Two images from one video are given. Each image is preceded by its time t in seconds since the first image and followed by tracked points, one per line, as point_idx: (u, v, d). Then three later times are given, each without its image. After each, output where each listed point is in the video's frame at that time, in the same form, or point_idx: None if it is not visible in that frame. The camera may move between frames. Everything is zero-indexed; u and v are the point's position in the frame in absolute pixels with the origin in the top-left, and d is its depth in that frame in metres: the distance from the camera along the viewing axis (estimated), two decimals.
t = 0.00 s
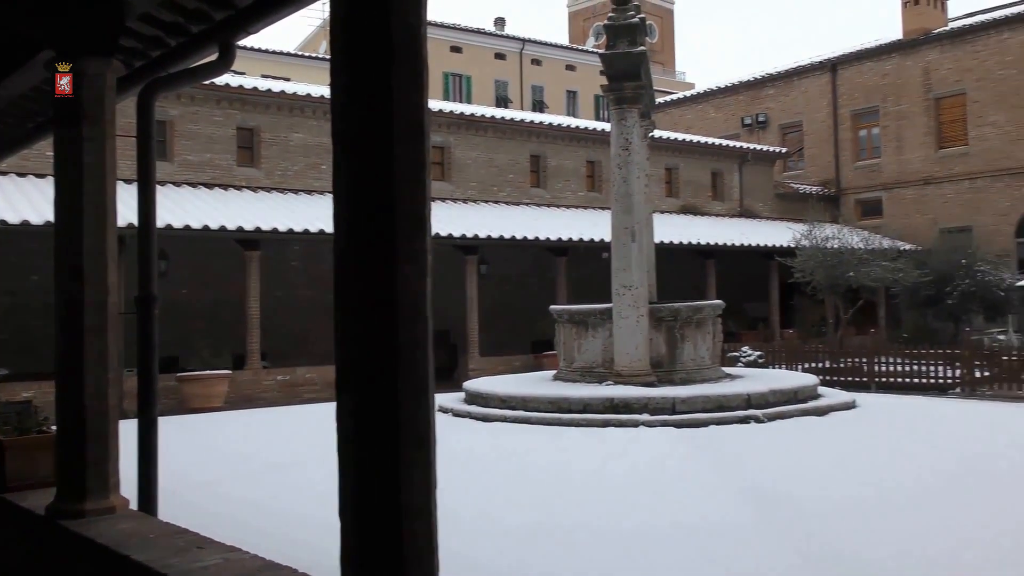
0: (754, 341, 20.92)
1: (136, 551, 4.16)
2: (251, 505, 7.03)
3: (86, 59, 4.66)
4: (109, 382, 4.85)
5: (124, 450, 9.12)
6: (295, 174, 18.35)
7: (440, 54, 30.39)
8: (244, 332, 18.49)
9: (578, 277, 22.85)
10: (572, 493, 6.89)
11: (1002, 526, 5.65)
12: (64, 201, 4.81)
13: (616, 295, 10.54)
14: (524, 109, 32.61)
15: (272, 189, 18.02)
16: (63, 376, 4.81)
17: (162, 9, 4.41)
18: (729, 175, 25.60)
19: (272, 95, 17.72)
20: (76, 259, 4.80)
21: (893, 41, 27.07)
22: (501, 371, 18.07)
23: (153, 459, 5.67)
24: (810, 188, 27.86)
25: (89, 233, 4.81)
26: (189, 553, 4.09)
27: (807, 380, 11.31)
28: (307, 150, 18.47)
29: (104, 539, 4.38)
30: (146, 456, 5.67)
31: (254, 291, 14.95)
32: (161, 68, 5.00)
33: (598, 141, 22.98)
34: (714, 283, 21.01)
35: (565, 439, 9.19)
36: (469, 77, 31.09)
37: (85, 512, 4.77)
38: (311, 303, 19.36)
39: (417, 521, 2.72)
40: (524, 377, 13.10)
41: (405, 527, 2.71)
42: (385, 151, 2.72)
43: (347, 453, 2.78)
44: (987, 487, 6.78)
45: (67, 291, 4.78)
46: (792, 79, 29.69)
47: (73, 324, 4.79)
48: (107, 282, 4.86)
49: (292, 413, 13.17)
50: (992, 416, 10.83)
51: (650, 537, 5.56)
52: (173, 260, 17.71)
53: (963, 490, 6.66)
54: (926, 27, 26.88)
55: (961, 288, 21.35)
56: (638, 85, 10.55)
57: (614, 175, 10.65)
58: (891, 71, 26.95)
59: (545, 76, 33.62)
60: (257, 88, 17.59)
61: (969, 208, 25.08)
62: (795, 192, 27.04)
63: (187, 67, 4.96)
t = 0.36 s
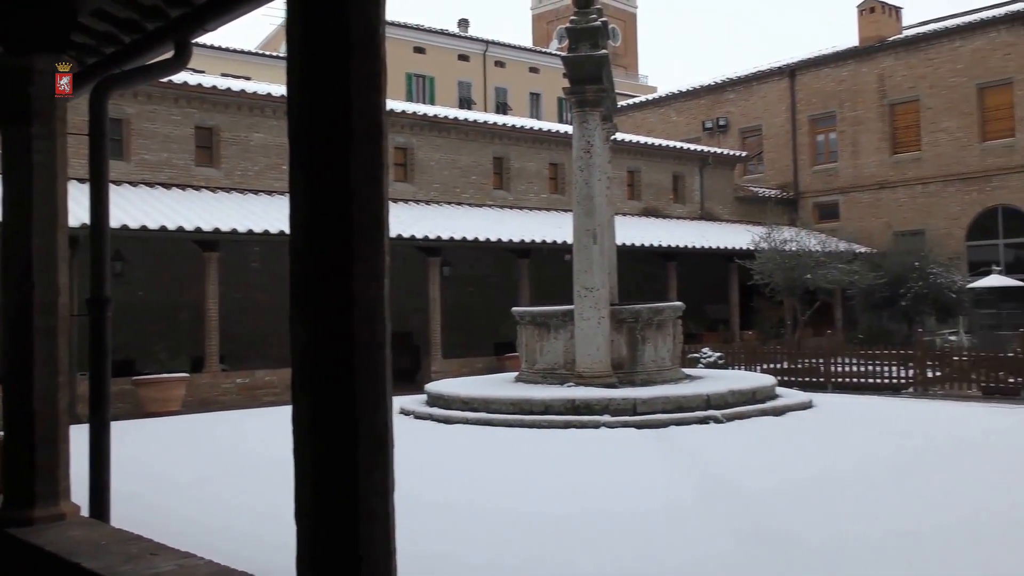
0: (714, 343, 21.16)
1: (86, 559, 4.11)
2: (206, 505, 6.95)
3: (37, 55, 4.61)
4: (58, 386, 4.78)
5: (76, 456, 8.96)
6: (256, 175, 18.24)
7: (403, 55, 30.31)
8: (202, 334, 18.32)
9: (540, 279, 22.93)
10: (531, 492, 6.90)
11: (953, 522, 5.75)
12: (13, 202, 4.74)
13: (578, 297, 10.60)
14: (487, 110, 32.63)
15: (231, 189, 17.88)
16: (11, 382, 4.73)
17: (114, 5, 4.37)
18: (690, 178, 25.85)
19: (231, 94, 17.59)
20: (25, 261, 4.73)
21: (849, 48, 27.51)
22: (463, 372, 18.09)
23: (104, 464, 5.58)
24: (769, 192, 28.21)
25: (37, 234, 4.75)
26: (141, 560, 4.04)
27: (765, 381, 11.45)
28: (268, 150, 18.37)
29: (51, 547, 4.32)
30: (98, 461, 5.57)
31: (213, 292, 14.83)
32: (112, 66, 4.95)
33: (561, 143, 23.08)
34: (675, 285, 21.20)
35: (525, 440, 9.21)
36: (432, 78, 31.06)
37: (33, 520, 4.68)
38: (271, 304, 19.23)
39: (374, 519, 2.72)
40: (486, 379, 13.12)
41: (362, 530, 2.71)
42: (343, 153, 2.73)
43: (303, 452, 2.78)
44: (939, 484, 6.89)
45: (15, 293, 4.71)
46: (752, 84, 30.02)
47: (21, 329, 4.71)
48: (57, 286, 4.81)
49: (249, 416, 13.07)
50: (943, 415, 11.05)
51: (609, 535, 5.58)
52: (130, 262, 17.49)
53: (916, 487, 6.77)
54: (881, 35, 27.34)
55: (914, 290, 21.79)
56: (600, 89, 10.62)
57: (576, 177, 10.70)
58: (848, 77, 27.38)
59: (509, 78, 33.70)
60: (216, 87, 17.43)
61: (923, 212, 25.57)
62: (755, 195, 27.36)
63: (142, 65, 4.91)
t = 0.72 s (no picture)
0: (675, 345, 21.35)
1: (37, 567, 4.03)
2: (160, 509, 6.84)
3: None
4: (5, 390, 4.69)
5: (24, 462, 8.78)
6: (214, 174, 18.10)
7: (365, 55, 30.18)
8: (159, 337, 18.09)
9: (502, 281, 22.96)
10: (493, 496, 6.87)
11: (911, 523, 5.82)
12: None
13: (540, 299, 10.62)
14: (450, 112, 32.60)
15: (189, 189, 17.70)
16: None
17: None
18: (651, 181, 26.04)
19: (188, 93, 17.40)
20: None
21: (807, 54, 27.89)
22: (425, 374, 18.06)
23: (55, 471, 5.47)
24: (729, 195, 28.49)
25: None
26: (93, 568, 3.97)
27: (724, 382, 11.56)
28: (226, 150, 18.23)
29: None
30: (48, 469, 5.45)
31: (168, 294, 14.73)
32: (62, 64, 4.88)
33: (523, 145, 23.13)
34: (637, 287, 21.33)
35: (487, 443, 9.18)
36: (394, 79, 30.95)
37: None
38: (229, 306, 19.04)
39: (332, 523, 2.70)
40: (447, 381, 13.09)
41: (320, 534, 2.68)
42: (301, 154, 2.70)
43: (260, 455, 2.74)
44: (895, 484, 6.99)
45: None
46: (712, 88, 30.30)
47: None
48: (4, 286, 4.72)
49: (205, 419, 12.92)
50: (895, 414, 11.28)
51: (573, 540, 5.56)
52: (84, 262, 17.21)
53: (873, 487, 6.86)
54: (838, 42, 27.75)
55: (870, 292, 22.17)
56: (562, 91, 10.65)
57: (538, 179, 10.73)
58: (806, 82, 27.76)
59: (471, 80, 33.70)
60: (173, 85, 17.24)
61: (878, 215, 26.01)
62: (716, 198, 27.62)
63: (93, 62, 4.81)
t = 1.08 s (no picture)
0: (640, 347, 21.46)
1: None
2: (113, 515, 6.70)
3: None
4: None
5: None
6: (174, 174, 17.90)
7: (330, 54, 29.98)
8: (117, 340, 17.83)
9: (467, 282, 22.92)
10: (456, 497, 6.83)
11: (872, 518, 5.91)
12: None
13: (505, 301, 10.59)
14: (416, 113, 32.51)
15: (148, 189, 17.48)
16: None
17: None
18: (617, 183, 26.16)
19: (146, 91, 17.18)
20: None
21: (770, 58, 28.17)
22: (390, 377, 17.99)
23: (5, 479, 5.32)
24: (694, 198, 28.65)
25: None
26: None
27: (688, 384, 11.62)
28: (186, 149, 18.05)
29: None
30: None
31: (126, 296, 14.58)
32: (12, 61, 4.79)
33: (488, 146, 23.12)
34: (602, 289, 21.39)
35: (449, 444, 9.11)
36: (360, 79, 30.80)
37: None
38: (189, 308, 18.82)
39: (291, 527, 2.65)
40: (412, 383, 13.03)
41: (278, 539, 2.64)
42: (259, 152, 2.65)
43: (215, 462, 2.66)
44: (857, 483, 7.03)
45: None
46: (677, 91, 30.47)
47: None
48: None
49: (163, 423, 12.75)
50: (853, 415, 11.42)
51: (540, 539, 5.54)
52: (40, 263, 16.92)
53: (837, 487, 6.89)
54: (800, 46, 28.04)
55: (831, 294, 22.36)
56: (527, 93, 10.64)
57: (503, 181, 10.71)
58: (768, 86, 28.04)
59: (437, 81, 33.64)
60: (131, 83, 17.00)
61: (839, 218, 26.33)
62: (681, 201, 27.80)
63: (54, 55, 4.72)
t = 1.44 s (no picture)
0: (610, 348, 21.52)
1: None
2: (71, 518, 6.59)
3: None
4: None
5: None
6: (138, 173, 17.70)
7: (298, 53, 29.77)
8: (79, 342, 17.58)
9: (436, 284, 22.86)
10: (423, 495, 6.80)
11: (836, 514, 5.97)
12: None
13: (474, 303, 10.56)
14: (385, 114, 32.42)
15: (111, 189, 17.26)
16: None
17: None
18: (586, 185, 26.24)
19: (109, 90, 16.96)
20: None
21: (739, 62, 28.38)
22: (359, 379, 17.92)
23: None
24: (663, 200, 28.77)
25: None
26: None
27: (657, 385, 11.64)
28: (151, 149, 17.86)
29: None
30: None
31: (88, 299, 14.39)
32: None
33: (458, 147, 23.09)
34: (572, 291, 21.43)
35: (417, 445, 9.05)
36: (328, 79, 30.62)
37: None
38: (153, 310, 18.61)
39: (254, 534, 2.59)
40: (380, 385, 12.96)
41: (240, 542, 2.58)
42: (220, 149, 2.60)
43: (177, 463, 2.60)
44: (821, 481, 7.06)
45: None
46: (647, 93, 30.60)
47: None
48: None
49: (125, 426, 12.57)
50: (819, 415, 11.53)
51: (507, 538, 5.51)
52: None
53: (801, 485, 6.92)
54: (768, 50, 28.29)
55: (798, 296, 22.48)
56: (496, 94, 10.62)
57: (472, 182, 10.68)
58: (737, 90, 28.25)
59: (407, 81, 33.57)
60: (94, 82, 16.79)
61: (806, 221, 26.58)
62: (650, 202, 27.93)
63: (12, 52, 4.63)
